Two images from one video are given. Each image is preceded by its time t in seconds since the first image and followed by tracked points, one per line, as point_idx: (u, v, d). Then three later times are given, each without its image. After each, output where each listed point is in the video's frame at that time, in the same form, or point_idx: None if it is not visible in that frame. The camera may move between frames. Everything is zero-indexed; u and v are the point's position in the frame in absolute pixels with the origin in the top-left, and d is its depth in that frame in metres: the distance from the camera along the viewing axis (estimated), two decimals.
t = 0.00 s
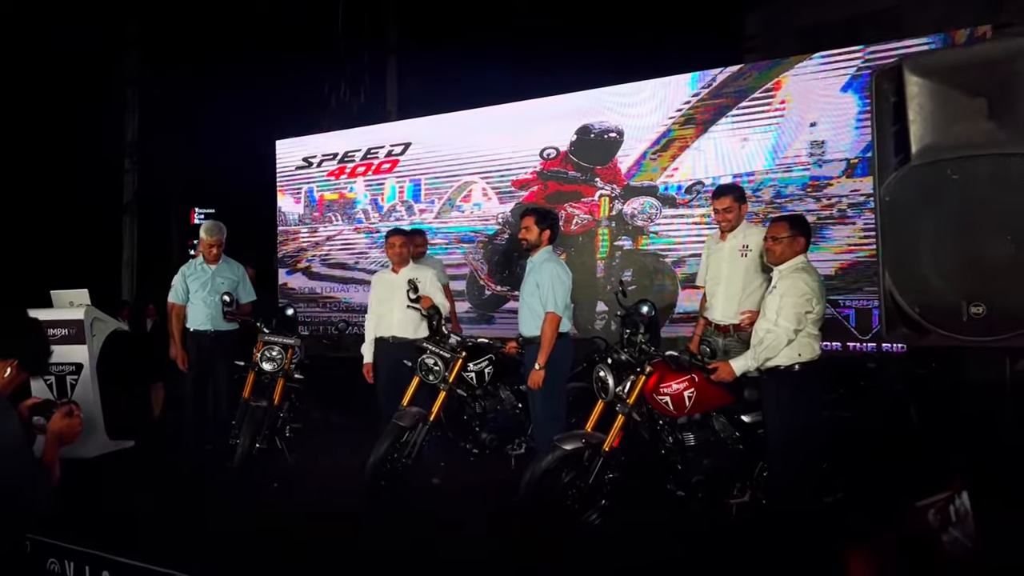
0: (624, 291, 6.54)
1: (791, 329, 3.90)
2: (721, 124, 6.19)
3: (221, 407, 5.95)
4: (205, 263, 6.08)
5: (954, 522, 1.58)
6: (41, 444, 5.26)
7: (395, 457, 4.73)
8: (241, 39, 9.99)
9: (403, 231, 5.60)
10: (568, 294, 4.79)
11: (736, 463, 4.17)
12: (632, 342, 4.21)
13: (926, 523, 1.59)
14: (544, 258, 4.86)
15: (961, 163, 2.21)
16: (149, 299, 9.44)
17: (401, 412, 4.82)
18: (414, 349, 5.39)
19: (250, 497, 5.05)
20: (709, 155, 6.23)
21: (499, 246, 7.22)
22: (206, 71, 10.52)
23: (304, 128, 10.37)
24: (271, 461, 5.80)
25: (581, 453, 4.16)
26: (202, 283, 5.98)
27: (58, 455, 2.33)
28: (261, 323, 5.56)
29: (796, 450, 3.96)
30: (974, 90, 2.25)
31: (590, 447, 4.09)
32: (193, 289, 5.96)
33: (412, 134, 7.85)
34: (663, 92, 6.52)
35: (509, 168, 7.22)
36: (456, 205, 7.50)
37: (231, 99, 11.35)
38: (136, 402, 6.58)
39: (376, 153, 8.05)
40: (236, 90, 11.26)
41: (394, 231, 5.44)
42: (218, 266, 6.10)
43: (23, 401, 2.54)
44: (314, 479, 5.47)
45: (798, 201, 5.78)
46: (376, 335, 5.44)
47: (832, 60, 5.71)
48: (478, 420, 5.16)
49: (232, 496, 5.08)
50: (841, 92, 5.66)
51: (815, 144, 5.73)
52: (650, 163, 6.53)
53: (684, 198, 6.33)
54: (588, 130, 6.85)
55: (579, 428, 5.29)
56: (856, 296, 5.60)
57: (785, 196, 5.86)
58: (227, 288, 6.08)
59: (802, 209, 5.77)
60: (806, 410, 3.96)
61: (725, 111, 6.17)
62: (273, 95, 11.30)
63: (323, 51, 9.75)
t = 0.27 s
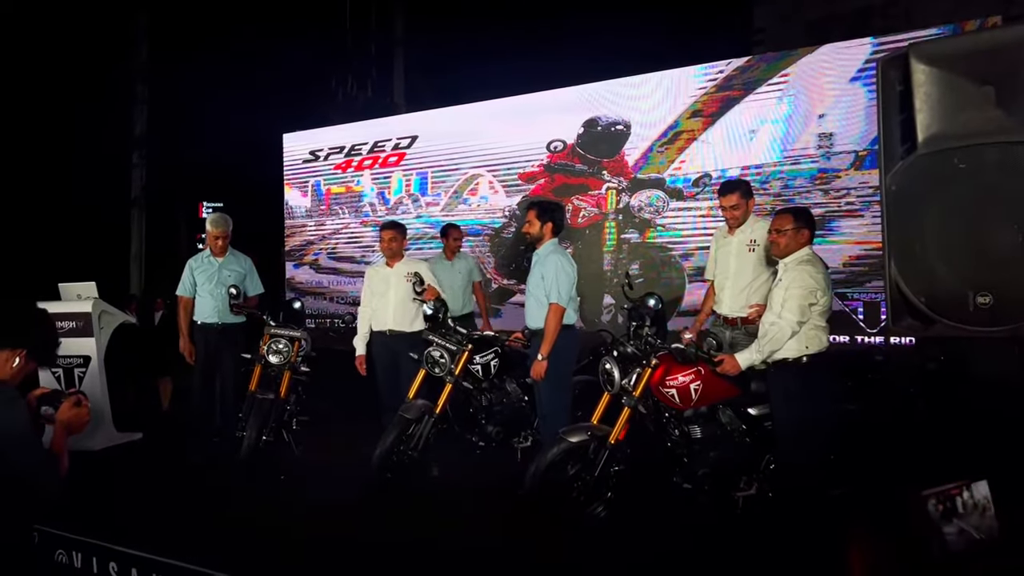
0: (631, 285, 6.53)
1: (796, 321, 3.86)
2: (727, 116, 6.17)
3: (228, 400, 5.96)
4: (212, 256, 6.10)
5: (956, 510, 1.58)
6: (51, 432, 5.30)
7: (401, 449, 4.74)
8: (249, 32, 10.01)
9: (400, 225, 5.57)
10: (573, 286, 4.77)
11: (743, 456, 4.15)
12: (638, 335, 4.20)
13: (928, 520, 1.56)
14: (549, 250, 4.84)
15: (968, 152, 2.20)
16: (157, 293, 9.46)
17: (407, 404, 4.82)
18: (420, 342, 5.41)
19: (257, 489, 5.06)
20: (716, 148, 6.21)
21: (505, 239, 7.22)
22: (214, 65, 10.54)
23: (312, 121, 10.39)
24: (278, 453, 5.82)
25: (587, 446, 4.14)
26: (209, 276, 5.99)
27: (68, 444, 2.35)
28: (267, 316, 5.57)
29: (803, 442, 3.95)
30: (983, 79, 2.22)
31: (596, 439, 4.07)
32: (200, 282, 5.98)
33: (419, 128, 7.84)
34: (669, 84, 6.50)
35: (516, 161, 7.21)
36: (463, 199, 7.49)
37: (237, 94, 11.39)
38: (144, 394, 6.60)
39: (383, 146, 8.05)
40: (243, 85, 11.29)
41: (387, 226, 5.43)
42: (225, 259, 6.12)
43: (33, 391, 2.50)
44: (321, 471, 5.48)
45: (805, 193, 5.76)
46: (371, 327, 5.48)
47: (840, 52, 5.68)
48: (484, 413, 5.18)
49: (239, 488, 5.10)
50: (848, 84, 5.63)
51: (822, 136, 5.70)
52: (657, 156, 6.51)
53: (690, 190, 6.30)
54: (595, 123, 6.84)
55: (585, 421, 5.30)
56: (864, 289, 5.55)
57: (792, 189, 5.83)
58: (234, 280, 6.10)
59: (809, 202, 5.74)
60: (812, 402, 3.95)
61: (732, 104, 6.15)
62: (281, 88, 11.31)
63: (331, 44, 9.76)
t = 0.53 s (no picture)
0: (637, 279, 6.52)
1: (801, 313, 3.86)
2: (733, 109, 6.15)
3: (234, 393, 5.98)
4: (218, 250, 6.11)
5: (963, 502, 1.69)
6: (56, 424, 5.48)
7: (407, 442, 4.74)
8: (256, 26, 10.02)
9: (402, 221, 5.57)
10: (578, 277, 4.76)
11: (748, 448, 4.13)
12: (643, 328, 4.19)
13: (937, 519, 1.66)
14: (554, 243, 4.82)
15: (970, 142, 2.60)
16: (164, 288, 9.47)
17: (413, 397, 4.83)
18: (424, 335, 5.42)
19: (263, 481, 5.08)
20: (721, 141, 6.19)
21: (511, 233, 7.22)
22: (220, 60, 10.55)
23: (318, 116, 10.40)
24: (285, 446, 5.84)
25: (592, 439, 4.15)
26: (215, 270, 6.01)
27: (74, 434, 2.34)
28: (273, 310, 5.58)
29: (808, 436, 3.94)
30: (985, 73, 2.58)
31: (601, 432, 4.07)
32: (207, 276, 6.00)
33: (424, 122, 7.84)
34: (675, 77, 6.48)
35: (522, 155, 7.21)
36: (469, 193, 7.49)
37: (243, 89, 11.40)
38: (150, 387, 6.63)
39: (388, 140, 8.05)
40: (247, 80, 11.30)
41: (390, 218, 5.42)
42: (232, 252, 6.13)
43: (40, 382, 2.44)
44: (327, 464, 5.50)
45: (811, 187, 5.74)
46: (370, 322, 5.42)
47: (847, 45, 5.66)
48: (489, 406, 5.20)
49: (245, 480, 5.11)
50: (856, 77, 5.60)
51: (829, 129, 5.68)
52: (662, 150, 6.50)
53: (696, 184, 6.29)
54: (601, 117, 6.82)
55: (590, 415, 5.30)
56: (870, 283, 5.54)
57: (798, 183, 5.82)
58: (241, 274, 6.12)
59: (814, 196, 5.73)
60: (818, 395, 3.95)
61: (738, 97, 6.13)
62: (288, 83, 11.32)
63: (337, 38, 9.77)
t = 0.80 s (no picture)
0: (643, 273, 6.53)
1: (806, 307, 3.85)
2: (739, 104, 6.15)
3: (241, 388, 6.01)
4: (225, 244, 6.13)
5: (960, 492, 2.32)
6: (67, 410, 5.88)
7: (412, 435, 4.76)
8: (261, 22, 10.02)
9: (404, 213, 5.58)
10: (587, 272, 4.76)
11: (752, 442, 4.16)
12: (648, 321, 4.20)
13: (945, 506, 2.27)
14: (561, 237, 4.83)
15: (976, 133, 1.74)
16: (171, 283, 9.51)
17: (418, 391, 4.85)
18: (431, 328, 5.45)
19: (269, 475, 5.10)
20: (727, 136, 6.19)
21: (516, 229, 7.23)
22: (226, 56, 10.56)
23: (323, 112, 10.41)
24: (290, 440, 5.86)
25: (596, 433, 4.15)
26: (222, 264, 6.03)
27: (84, 423, 2.34)
28: (279, 304, 5.60)
29: (812, 429, 3.95)
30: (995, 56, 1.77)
31: (606, 425, 4.09)
32: (213, 270, 6.03)
33: (429, 117, 7.84)
34: (681, 72, 6.47)
35: (527, 150, 7.21)
36: (474, 188, 7.50)
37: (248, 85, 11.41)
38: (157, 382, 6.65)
39: (394, 135, 8.05)
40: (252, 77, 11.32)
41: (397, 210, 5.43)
42: (238, 247, 6.15)
43: (45, 374, 2.53)
44: (332, 458, 5.52)
45: (817, 181, 5.74)
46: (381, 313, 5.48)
47: (854, 39, 5.63)
48: (494, 400, 5.22)
49: (251, 474, 5.13)
50: (863, 71, 5.58)
51: (834, 124, 5.67)
52: (667, 144, 6.50)
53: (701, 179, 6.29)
54: (606, 111, 6.82)
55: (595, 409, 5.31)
56: (875, 278, 5.54)
57: (804, 177, 5.81)
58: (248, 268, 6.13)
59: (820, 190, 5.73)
60: (822, 389, 3.96)
61: (744, 92, 6.13)
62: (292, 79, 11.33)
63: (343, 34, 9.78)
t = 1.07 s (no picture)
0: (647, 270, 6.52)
1: (810, 303, 3.85)
2: (743, 100, 6.15)
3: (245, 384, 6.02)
4: (230, 241, 6.13)
5: (953, 481, 1.83)
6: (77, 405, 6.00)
7: (415, 432, 4.76)
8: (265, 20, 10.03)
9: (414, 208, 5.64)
10: (595, 269, 4.77)
11: (756, 437, 4.17)
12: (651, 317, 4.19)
13: (938, 494, 1.80)
14: (568, 233, 4.84)
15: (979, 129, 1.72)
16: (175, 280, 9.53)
17: (422, 387, 4.85)
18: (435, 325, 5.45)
19: (274, 471, 5.12)
20: (731, 132, 6.19)
21: (520, 226, 7.24)
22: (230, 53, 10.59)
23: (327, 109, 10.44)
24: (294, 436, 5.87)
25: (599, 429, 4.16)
26: (227, 260, 6.04)
27: (92, 417, 2.34)
28: (283, 301, 5.62)
29: (815, 425, 3.95)
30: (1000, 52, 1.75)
31: (610, 421, 4.09)
32: (218, 266, 6.03)
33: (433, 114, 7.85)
34: (686, 68, 6.47)
35: (531, 146, 7.21)
36: (478, 185, 7.50)
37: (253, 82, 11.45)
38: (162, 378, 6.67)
39: (398, 132, 8.07)
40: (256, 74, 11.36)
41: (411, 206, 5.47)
42: (243, 243, 6.14)
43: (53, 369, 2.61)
44: (336, 454, 5.53)
45: (821, 177, 5.74)
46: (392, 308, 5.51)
47: (859, 35, 5.63)
48: (498, 396, 5.23)
49: (256, 469, 5.15)
50: (867, 68, 5.58)
51: (838, 121, 5.67)
52: (671, 141, 6.50)
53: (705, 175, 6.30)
54: (610, 108, 6.83)
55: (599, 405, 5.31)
56: (879, 274, 5.53)
57: (808, 173, 5.81)
58: (252, 264, 6.13)
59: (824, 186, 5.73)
60: (826, 385, 3.97)
61: (748, 88, 6.12)
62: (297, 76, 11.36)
63: (347, 32, 9.81)
